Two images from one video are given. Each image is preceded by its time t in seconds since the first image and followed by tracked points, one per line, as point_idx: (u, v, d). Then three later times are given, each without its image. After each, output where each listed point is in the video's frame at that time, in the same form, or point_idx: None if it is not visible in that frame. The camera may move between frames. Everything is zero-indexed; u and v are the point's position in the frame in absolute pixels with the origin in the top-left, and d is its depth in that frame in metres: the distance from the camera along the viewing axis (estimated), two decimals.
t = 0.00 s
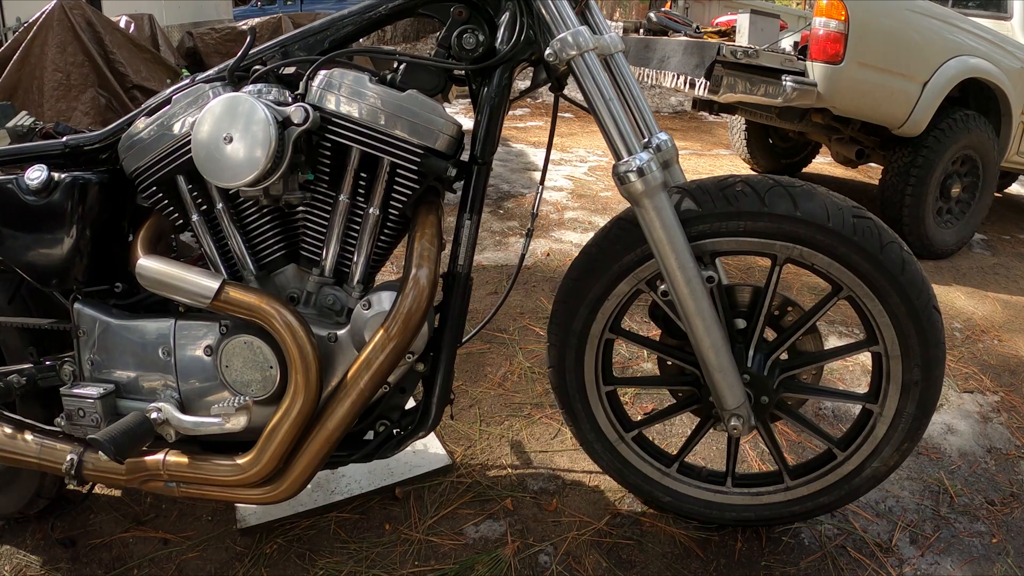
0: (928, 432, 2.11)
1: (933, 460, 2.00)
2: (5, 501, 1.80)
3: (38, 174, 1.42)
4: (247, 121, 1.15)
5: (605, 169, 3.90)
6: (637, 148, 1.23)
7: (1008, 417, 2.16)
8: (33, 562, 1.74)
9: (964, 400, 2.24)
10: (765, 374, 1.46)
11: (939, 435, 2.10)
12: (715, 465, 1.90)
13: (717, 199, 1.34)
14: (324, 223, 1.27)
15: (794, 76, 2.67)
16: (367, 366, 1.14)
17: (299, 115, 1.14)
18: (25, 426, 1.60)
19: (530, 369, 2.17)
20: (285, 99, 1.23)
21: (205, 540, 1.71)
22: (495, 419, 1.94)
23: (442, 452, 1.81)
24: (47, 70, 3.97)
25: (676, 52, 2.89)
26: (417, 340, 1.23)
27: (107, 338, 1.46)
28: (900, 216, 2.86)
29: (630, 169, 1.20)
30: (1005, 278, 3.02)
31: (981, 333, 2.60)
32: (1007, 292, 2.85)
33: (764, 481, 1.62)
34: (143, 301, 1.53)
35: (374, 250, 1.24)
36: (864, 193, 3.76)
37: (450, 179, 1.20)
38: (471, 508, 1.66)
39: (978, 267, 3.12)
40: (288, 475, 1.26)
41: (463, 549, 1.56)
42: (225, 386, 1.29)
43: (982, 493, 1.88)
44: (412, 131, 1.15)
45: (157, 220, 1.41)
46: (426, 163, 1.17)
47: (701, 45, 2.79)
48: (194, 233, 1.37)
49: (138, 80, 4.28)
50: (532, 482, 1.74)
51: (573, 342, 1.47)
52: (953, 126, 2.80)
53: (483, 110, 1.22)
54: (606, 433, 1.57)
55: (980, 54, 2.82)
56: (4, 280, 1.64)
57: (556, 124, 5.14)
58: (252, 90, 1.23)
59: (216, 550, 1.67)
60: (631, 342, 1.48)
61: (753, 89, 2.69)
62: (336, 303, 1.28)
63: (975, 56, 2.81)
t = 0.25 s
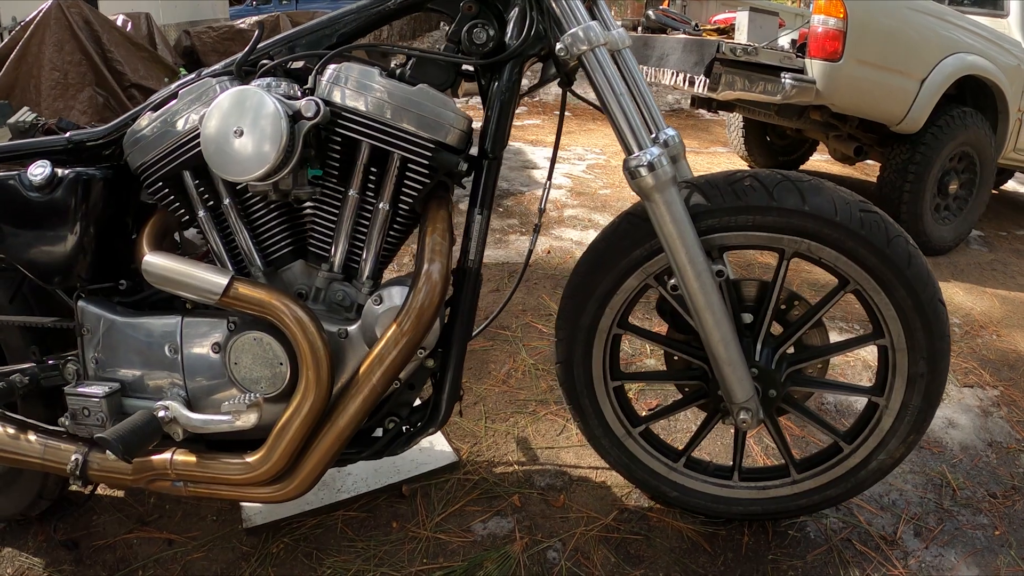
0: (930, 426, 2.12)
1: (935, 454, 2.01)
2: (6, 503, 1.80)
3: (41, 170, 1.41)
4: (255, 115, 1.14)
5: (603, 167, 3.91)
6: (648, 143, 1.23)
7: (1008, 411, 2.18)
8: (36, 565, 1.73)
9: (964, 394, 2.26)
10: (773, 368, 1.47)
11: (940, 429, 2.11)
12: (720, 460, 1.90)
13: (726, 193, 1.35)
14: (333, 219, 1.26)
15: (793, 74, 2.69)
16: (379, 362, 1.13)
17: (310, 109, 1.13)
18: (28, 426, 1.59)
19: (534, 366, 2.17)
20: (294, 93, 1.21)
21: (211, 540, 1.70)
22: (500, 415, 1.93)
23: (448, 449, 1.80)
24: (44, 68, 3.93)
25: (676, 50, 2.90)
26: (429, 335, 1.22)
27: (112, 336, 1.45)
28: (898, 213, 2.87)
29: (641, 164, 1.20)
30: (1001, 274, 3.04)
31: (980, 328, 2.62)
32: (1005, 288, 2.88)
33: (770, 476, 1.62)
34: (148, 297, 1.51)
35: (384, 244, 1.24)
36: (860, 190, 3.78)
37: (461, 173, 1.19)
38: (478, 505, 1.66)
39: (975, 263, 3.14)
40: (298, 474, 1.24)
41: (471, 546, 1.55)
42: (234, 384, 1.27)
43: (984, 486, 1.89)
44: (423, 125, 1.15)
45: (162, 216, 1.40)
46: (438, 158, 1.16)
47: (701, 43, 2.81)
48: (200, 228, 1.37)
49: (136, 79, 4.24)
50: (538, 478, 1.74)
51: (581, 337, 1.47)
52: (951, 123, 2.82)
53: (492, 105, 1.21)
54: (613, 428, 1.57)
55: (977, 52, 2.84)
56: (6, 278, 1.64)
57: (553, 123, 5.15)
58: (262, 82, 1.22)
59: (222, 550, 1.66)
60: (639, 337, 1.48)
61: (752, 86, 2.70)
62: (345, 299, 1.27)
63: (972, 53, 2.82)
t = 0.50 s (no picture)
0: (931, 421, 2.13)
1: (936, 448, 2.02)
2: (7, 505, 1.79)
3: (45, 165, 1.40)
4: (264, 109, 1.14)
5: (601, 165, 3.92)
6: (658, 138, 1.24)
7: (1007, 406, 2.19)
8: (39, 567, 1.72)
9: (964, 389, 2.27)
10: (780, 361, 1.49)
11: (941, 423, 2.13)
12: (725, 455, 1.91)
13: (735, 188, 1.37)
14: (342, 214, 1.26)
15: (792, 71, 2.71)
16: (392, 357, 1.13)
17: (322, 103, 1.12)
18: (30, 426, 1.58)
19: (537, 363, 2.17)
20: (303, 87, 1.20)
21: (216, 540, 1.70)
22: (505, 412, 1.94)
23: (454, 446, 1.80)
24: (41, 67, 3.88)
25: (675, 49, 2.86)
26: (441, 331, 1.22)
27: (117, 334, 1.44)
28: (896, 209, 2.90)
29: (652, 159, 1.22)
30: (997, 270, 3.07)
31: (978, 324, 2.64)
32: (1001, 284, 2.90)
33: (776, 469, 1.63)
34: (152, 295, 1.50)
35: (394, 240, 1.23)
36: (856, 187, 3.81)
37: (472, 168, 1.19)
38: (486, 502, 1.66)
39: (972, 260, 3.17)
40: (308, 473, 1.22)
41: (480, 543, 1.56)
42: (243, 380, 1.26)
43: (986, 479, 1.91)
44: (434, 120, 1.15)
45: (168, 212, 1.39)
46: (449, 153, 1.16)
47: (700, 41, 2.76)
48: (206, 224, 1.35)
49: (134, 77, 4.20)
50: (545, 474, 1.74)
51: (589, 332, 1.47)
52: (947, 120, 2.84)
53: (502, 100, 1.22)
54: (620, 424, 1.58)
55: (973, 49, 2.86)
56: (7, 277, 1.62)
57: (550, 121, 5.17)
58: (273, 76, 1.21)
59: (228, 549, 1.65)
60: (647, 332, 1.49)
61: (751, 84, 2.71)
62: (355, 295, 1.25)
63: (969, 50, 2.84)
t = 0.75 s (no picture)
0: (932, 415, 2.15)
1: (938, 441, 2.04)
2: (10, 507, 1.77)
3: (51, 161, 1.39)
4: (275, 104, 1.14)
5: (600, 163, 3.93)
6: (668, 133, 1.26)
7: (1007, 400, 2.21)
8: (43, 569, 1.71)
9: (964, 383, 2.29)
10: (788, 355, 1.50)
11: (942, 417, 2.14)
12: (731, 449, 1.92)
13: (743, 182, 1.39)
14: (353, 210, 1.26)
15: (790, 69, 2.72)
16: (407, 352, 1.12)
17: (336, 97, 1.12)
18: (35, 426, 1.57)
19: (542, 360, 2.17)
20: (316, 81, 1.20)
21: (223, 540, 1.69)
22: (510, 409, 1.94)
23: (461, 443, 1.81)
24: (39, 66, 3.80)
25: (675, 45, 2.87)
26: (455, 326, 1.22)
27: (125, 331, 1.43)
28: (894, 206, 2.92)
29: (663, 154, 1.23)
30: (993, 265, 3.10)
31: (977, 319, 2.66)
32: (998, 279, 2.93)
33: (783, 463, 1.64)
34: (160, 292, 1.49)
35: (406, 234, 1.23)
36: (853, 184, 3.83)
37: (484, 163, 1.20)
38: (495, 498, 1.66)
39: (969, 256, 3.20)
40: (321, 469, 1.21)
41: (489, 539, 1.56)
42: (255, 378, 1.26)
43: (987, 472, 1.92)
44: (447, 114, 1.15)
45: (175, 208, 1.38)
46: (462, 147, 1.17)
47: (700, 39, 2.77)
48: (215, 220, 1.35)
49: (133, 76, 4.11)
50: (552, 470, 1.74)
51: (598, 326, 1.48)
52: (944, 117, 2.87)
53: (514, 97, 1.22)
54: (628, 419, 1.58)
55: (970, 46, 2.88)
56: (11, 275, 1.61)
57: (548, 119, 5.17)
58: (284, 70, 1.20)
59: (236, 549, 1.65)
60: (655, 326, 1.51)
61: (751, 81, 2.73)
62: (366, 290, 1.26)
63: (965, 48, 2.87)
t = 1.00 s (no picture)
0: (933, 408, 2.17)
1: (939, 434, 2.06)
2: (15, 509, 1.76)
3: (58, 156, 1.38)
4: (287, 100, 1.13)
5: (598, 161, 3.95)
6: (679, 128, 1.27)
7: (1006, 393, 2.24)
8: (49, 571, 1.70)
9: (964, 377, 2.32)
10: (795, 348, 1.52)
11: (943, 410, 2.16)
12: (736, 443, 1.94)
13: (752, 178, 1.41)
14: (366, 205, 1.26)
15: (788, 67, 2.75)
16: (424, 347, 1.12)
17: (351, 92, 1.12)
18: (41, 427, 1.56)
19: (546, 357, 2.18)
20: (329, 76, 1.20)
21: (231, 539, 1.69)
22: (517, 405, 1.94)
23: (469, 439, 1.81)
24: (36, 64, 3.75)
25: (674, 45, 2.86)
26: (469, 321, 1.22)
27: (134, 328, 1.42)
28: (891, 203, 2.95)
29: (674, 150, 1.25)
30: (989, 261, 3.14)
31: (975, 314, 2.69)
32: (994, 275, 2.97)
33: (789, 456, 1.66)
34: (169, 288, 1.48)
35: (419, 230, 1.23)
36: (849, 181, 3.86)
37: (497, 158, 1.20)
38: (504, 494, 1.67)
39: (965, 252, 3.23)
40: (335, 466, 1.21)
41: (499, 535, 1.56)
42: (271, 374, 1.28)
43: (987, 463, 1.94)
44: (461, 109, 1.15)
45: (185, 205, 1.37)
46: (476, 142, 1.17)
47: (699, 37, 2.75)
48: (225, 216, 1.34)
49: (131, 75, 4.06)
50: (561, 465, 1.75)
51: (607, 321, 1.49)
52: (941, 114, 2.89)
53: (526, 93, 1.22)
54: (637, 413, 1.59)
55: (965, 43, 2.92)
56: (15, 274, 1.60)
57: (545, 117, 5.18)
58: (296, 64, 1.20)
59: (245, 548, 1.65)
60: (663, 320, 1.52)
61: (750, 79, 2.74)
62: (380, 286, 1.25)
63: (961, 45, 2.90)
